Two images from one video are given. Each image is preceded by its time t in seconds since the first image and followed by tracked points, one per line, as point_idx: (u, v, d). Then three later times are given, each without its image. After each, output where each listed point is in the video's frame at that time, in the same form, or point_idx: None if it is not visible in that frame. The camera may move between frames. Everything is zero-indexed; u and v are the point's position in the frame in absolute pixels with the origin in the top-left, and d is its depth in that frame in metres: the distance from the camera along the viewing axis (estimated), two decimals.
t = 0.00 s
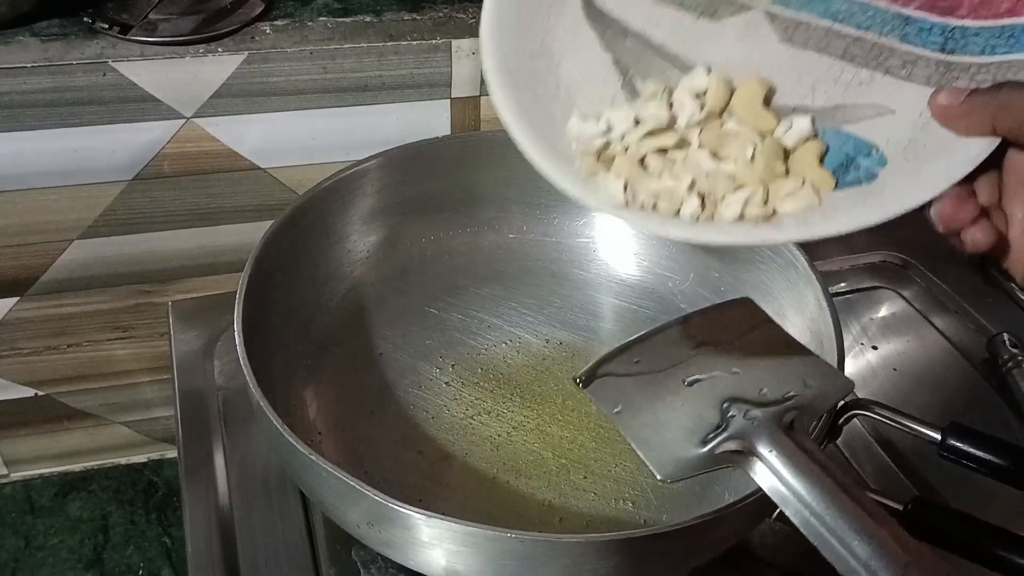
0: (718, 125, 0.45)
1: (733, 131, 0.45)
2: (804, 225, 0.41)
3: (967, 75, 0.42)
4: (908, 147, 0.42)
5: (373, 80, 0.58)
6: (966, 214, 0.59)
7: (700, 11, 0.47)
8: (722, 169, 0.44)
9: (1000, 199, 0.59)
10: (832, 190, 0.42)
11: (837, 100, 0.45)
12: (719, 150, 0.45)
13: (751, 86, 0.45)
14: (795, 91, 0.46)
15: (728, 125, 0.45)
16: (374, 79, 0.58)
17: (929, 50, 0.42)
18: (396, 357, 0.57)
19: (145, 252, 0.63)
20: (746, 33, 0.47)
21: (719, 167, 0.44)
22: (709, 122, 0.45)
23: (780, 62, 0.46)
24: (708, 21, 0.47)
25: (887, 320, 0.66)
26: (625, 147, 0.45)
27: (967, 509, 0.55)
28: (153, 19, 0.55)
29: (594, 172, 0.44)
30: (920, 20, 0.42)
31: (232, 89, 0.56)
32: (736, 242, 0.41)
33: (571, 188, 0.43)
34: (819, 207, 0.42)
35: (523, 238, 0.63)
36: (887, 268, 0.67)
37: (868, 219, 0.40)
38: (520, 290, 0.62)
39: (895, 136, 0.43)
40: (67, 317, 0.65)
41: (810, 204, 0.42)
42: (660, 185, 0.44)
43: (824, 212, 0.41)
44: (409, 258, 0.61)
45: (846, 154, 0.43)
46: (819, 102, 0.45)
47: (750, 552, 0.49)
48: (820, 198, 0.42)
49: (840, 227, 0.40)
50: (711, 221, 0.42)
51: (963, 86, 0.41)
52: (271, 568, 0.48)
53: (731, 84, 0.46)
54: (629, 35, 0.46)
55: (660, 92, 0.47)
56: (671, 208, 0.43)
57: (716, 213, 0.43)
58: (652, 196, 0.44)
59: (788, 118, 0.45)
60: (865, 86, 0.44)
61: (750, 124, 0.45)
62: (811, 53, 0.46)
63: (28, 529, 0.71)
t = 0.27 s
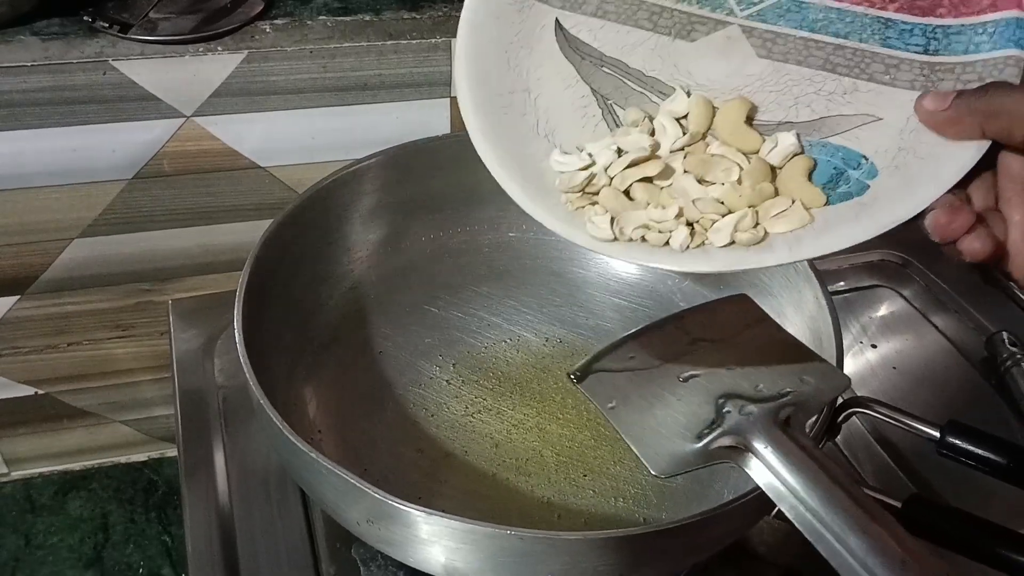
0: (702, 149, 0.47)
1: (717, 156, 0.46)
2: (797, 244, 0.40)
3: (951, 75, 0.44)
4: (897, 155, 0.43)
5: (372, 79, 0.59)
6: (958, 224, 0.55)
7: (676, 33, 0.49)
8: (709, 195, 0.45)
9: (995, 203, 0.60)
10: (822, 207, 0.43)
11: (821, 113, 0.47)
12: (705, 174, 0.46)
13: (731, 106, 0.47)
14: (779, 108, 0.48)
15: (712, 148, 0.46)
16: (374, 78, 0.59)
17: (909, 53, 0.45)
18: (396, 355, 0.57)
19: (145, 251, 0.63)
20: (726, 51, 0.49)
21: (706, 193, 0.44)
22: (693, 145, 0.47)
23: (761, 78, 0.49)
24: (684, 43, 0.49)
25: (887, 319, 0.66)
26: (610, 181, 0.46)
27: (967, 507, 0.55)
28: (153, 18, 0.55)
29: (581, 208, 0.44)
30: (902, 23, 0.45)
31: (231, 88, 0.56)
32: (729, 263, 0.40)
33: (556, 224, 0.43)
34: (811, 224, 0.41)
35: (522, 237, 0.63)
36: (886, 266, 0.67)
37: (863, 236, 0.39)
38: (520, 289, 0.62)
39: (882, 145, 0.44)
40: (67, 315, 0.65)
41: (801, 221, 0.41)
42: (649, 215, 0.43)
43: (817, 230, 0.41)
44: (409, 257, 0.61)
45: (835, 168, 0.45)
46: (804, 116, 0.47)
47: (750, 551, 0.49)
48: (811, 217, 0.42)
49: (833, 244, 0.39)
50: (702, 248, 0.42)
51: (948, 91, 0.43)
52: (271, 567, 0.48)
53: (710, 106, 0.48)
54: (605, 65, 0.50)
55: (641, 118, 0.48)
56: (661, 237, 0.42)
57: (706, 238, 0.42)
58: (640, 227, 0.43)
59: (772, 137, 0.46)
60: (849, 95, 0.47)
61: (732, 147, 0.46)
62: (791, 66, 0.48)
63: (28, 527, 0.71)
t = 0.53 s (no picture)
0: (723, 131, 0.46)
1: (738, 142, 0.45)
2: (836, 214, 0.39)
3: (973, 65, 0.44)
4: (927, 139, 0.42)
5: (375, 82, 0.59)
6: (1005, 192, 0.53)
7: (688, 29, 0.48)
8: (736, 172, 0.44)
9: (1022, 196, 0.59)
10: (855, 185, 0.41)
11: (842, 103, 0.46)
12: (729, 153, 0.46)
13: (751, 91, 0.46)
14: (800, 97, 0.47)
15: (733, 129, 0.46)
16: (377, 80, 0.59)
17: (928, 46, 0.45)
18: (398, 358, 0.57)
19: (148, 253, 0.63)
20: (737, 46, 0.48)
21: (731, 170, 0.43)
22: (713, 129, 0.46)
23: (777, 70, 0.47)
24: (695, 39, 0.48)
25: (888, 321, 0.66)
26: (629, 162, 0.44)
27: (968, 509, 0.55)
28: (156, 21, 0.55)
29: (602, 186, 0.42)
30: (916, 20, 0.45)
31: (234, 90, 0.56)
32: (767, 236, 0.39)
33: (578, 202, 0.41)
34: (847, 199, 0.40)
35: (525, 239, 0.63)
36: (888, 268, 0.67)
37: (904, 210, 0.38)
38: (522, 291, 0.62)
39: (910, 130, 0.43)
40: (70, 317, 0.65)
41: (837, 196, 0.40)
42: (675, 190, 0.42)
43: (853, 204, 0.40)
44: (411, 259, 0.61)
45: (862, 149, 0.43)
46: (825, 105, 0.46)
47: (752, 553, 0.49)
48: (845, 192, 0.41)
49: (877, 215, 0.38)
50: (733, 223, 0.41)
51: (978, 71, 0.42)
52: (275, 568, 0.48)
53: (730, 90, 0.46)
54: (615, 57, 0.48)
55: (657, 104, 0.46)
56: (689, 212, 0.41)
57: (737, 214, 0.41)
58: (666, 201, 0.42)
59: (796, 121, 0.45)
60: (869, 86, 0.46)
61: (755, 129, 0.45)
62: (808, 60, 0.47)
63: (31, 529, 0.72)
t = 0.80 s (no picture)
0: (739, 158, 0.47)
1: (753, 167, 0.47)
2: (847, 240, 0.40)
3: (984, 84, 0.45)
4: (938, 160, 0.44)
5: (376, 83, 0.59)
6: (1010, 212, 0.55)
7: (706, 58, 0.50)
8: (749, 201, 0.45)
9: None
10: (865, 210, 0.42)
11: (856, 126, 0.48)
12: (743, 181, 0.46)
13: (767, 119, 0.48)
14: (815, 121, 0.49)
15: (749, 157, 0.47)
16: (378, 81, 0.59)
17: (942, 67, 0.47)
18: (399, 359, 0.58)
19: (149, 253, 0.63)
20: (756, 73, 0.50)
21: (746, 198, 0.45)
22: (731, 156, 0.47)
23: (793, 95, 0.50)
24: (716, 67, 0.51)
25: (890, 321, 0.66)
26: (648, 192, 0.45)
27: (969, 510, 0.55)
28: (156, 22, 0.55)
29: (622, 216, 0.43)
30: (930, 41, 0.47)
31: (235, 91, 0.56)
32: (781, 262, 0.40)
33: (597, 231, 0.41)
34: (856, 224, 0.41)
35: (526, 240, 0.63)
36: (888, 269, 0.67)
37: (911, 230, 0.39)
38: (524, 292, 0.62)
39: (922, 151, 0.45)
40: (71, 318, 0.65)
41: (847, 221, 0.41)
42: (690, 219, 0.43)
43: (863, 228, 0.41)
44: (413, 260, 0.61)
45: (874, 172, 0.45)
46: (839, 128, 0.48)
47: (753, 554, 0.49)
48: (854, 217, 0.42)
49: (886, 238, 0.39)
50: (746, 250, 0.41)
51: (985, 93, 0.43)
52: (276, 569, 0.48)
53: (747, 121, 0.48)
54: (637, 88, 0.50)
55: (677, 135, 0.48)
56: (704, 240, 0.42)
57: (751, 241, 0.42)
58: (682, 231, 0.42)
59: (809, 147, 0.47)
60: (883, 108, 0.48)
61: (769, 155, 0.47)
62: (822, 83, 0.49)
63: (31, 529, 0.72)
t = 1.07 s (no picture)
0: (752, 129, 0.46)
1: (767, 135, 0.46)
2: (853, 220, 0.41)
3: (1001, 56, 0.41)
4: (953, 134, 0.43)
5: (376, 83, 0.59)
6: (1015, 195, 0.49)
7: (722, 22, 0.47)
8: (760, 173, 0.45)
9: None
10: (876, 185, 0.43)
11: (871, 95, 0.46)
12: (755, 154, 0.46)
13: (781, 89, 0.46)
14: (828, 90, 0.47)
15: (761, 129, 0.46)
16: (378, 82, 0.59)
17: (959, 36, 0.42)
18: (398, 359, 0.58)
19: (148, 253, 0.63)
20: (766, 40, 0.47)
21: (757, 172, 0.45)
22: (743, 127, 0.47)
23: (808, 65, 0.47)
24: (733, 32, 0.47)
25: (889, 322, 0.66)
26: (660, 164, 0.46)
27: (968, 510, 0.55)
28: (156, 23, 0.55)
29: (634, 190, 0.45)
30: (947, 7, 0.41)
31: (234, 92, 0.56)
32: (786, 242, 0.42)
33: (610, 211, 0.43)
34: (866, 201, 0.42)
35: (525, 240, 0.63)
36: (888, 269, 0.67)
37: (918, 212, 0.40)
38: (524, 293, 0.62)
39: (937, 125, 0.44)
40: (70, 318, 0.65)
41: (856, 199, 0.42)
42: (701, 194, 0.44)
43: (872, 207, 0.42)
44: (412, 260, 0.61)
45: (887, 145, 0.44)
46: (852, 99, 0.46)
47: (752, 555, 0.49)
48: (865, 193, 0.43)
49: (894, 219, 0.40)
50: (755, 228, 0.43)
51: (1003, 65, 0.40)
52: (274, 570, 0.48)
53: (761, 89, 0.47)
54: (653, 53, 0.48)
55: (690, 104, 0.48)
56: (714, 217, 0.43)
57: (760, 217, 0.43)
58: (694, 207, 0.44)
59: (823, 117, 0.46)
60: (899, 77, 0.45)
61: (782, 125, 0.46)
62: (840, 52, 0.46)
63: (30, 530, 0.72)
